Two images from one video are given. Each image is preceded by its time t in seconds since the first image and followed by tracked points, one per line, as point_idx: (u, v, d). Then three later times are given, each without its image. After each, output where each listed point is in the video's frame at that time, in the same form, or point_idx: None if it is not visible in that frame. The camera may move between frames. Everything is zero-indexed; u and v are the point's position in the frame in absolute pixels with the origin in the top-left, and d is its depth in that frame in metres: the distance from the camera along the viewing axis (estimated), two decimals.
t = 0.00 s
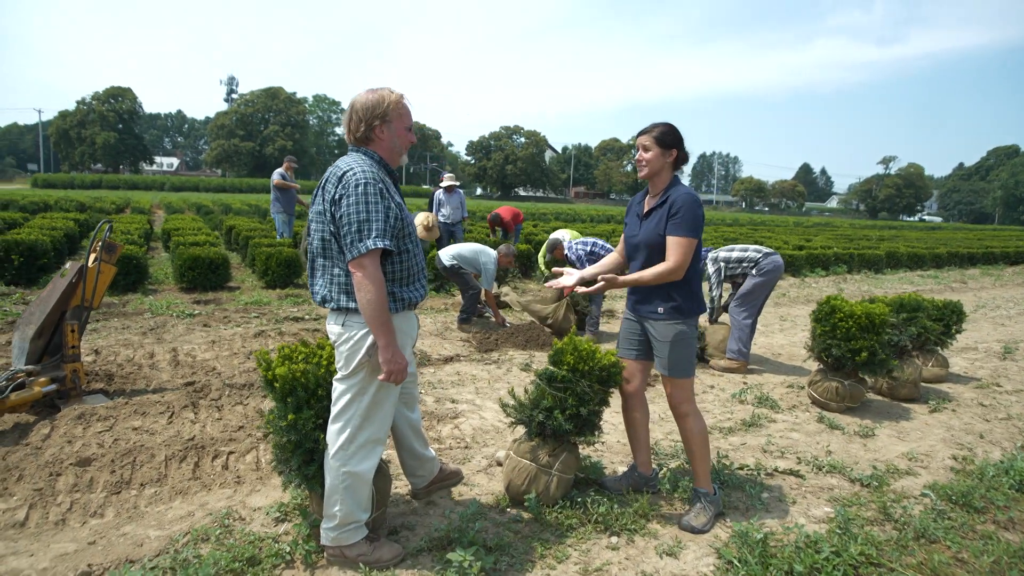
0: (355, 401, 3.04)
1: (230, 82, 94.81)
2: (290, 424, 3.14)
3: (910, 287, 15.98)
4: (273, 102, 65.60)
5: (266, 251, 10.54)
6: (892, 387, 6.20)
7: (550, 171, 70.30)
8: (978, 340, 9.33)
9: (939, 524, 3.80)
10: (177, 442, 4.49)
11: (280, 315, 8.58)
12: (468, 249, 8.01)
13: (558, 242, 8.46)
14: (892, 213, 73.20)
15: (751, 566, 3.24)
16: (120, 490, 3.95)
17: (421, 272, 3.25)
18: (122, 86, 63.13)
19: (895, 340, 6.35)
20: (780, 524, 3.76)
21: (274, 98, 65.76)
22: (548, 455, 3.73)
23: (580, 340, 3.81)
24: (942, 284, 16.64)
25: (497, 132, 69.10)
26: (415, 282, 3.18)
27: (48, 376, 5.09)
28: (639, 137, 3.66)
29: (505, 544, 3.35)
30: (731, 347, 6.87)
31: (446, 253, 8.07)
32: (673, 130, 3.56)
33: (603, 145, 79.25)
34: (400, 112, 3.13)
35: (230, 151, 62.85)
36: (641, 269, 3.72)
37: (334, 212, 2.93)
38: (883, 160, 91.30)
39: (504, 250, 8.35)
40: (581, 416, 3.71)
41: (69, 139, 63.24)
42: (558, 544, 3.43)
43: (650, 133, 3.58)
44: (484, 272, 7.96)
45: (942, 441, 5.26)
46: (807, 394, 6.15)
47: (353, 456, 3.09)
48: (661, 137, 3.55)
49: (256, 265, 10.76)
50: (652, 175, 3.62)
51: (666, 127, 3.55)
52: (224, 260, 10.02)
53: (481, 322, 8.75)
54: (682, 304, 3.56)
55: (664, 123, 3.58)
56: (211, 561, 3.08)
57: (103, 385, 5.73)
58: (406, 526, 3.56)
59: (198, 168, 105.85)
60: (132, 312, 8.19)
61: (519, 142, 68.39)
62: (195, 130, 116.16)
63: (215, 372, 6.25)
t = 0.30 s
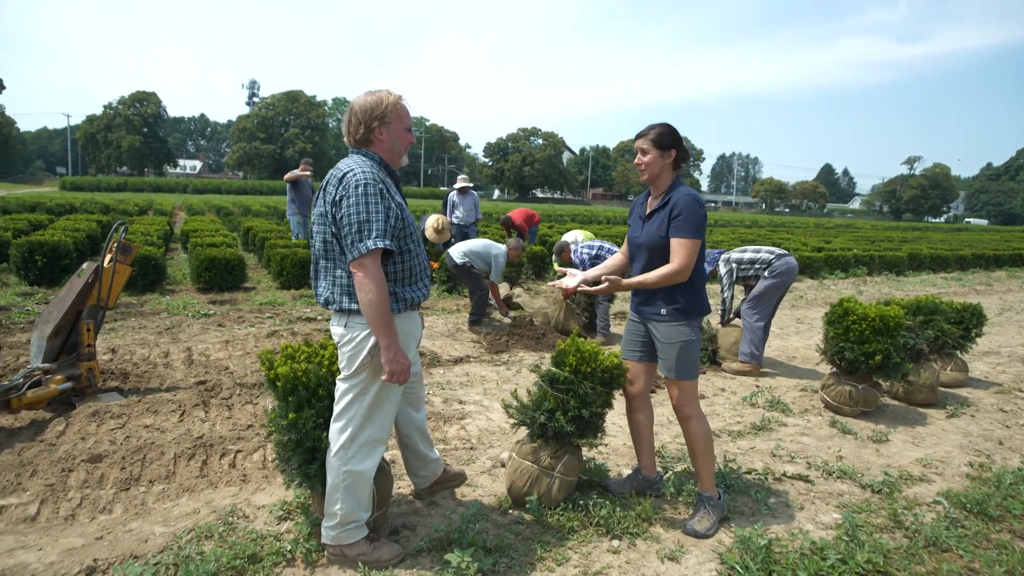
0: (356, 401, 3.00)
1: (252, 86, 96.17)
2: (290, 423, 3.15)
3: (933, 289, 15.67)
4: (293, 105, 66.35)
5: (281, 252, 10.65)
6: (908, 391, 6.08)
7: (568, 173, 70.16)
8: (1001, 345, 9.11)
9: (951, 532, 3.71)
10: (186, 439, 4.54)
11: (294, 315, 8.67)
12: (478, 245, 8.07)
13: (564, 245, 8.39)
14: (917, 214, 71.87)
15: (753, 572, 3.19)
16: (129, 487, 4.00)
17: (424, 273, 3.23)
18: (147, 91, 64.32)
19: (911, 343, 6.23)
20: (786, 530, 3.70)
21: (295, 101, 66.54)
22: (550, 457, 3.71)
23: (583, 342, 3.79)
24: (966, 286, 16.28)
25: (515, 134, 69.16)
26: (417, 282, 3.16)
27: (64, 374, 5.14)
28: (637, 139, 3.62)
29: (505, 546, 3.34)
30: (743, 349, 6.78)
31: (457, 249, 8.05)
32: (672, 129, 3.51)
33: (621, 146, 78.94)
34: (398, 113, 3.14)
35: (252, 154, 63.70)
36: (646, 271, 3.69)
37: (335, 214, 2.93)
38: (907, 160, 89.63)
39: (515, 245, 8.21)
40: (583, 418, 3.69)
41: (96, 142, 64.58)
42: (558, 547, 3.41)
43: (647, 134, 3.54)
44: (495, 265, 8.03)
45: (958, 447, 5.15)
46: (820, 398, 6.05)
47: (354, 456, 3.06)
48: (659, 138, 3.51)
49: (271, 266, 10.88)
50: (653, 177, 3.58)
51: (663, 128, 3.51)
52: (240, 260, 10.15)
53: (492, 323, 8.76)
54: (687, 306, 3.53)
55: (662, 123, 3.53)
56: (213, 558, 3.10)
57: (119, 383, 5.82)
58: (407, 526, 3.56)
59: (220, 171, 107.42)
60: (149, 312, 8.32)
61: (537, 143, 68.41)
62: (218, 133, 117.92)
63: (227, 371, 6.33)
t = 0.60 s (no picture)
0: (357, 400, 3.02)
1: (274, 89, 97.42)
2: (293, 422, 3.17)
3: (957, 291, 15.34)
4: (315, 107, 67.06)
5: (298, 253, 10.77)
6: (926, 395, 5.96)
7: (587, 173, 69.93)
8: None
9: (966, 540, 3.63)
10: (197, 437, 4.58)
11: (308, 315, 8.75)
12: (489, 237, 8.21)
13: (576, 245, 8.41)
14: (944, 215, 70.44)
15: None
16: (141, 483, 4.03)
17: (425, 272, 3.24)
18: (172, 94, 65.44)
19: (929, 346, 6.11)
20: (794, 536, 3.65)
21: (316, 103, 67.26)
22: (554, 458, 3.70)
23: (587, 343, 3.77)
24: (992, 288, 15.92)
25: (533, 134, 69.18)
26: (418, 282, 3.17)
27: (82, 371, 5.20)
28: (638, 144, 3.58)
29: (507, 547, 3.33)
30: (756, 351, 6.70)
31: (469, 245, 8.12)
32: (672, 131, 3.48)
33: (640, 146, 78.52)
34: (400, 114, 3.15)
35: (273, 155, 64.50)
36: (654, 272, 3.66)
37: (336, 214, 2.95)
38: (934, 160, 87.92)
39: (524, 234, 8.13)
40: (587, 420, 3.67)
41: (123, 145, 65.93)
42: (561, 549, 3.39)
43: (649, 139, 3.51)
44: (506, 255, 8.13)
45: (977, 453, 5.03)
46: (835, 402, 5.96)
47: (355, 455, 3.07)
48: (661, 141, 3.47)
49: (288, 267, 11.00)
50: (659, 179, 3.55)
51: (662, 131, 3.48)
52: (257, 261, 10.27)
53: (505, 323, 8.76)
54: (695, 307, 3.49)
55: (662, 125, 3.50)
56: (218, 554, 3.14)
57: (135, 380, 5.92)
58: (410, 526, 3.57)
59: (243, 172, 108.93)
60: (167, 311, 8.46)
61: (555, 144, 68.34)
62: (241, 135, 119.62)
63: (241, 370, 6.41)
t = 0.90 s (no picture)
0: (355, 398, 3.03)
1: (290, 87, 98.29)
2: (292, 419, 3.19)
3: (972, 297, 15.14)
4: (329, 106, 67.51)
5: (308, 250, 10.84)
6: (935, 402, 5.88)
7: (600, 174, 69.75)
8: None
9: (970, 550, 3.58)
10: (202, 432, 4.62)
11: (316, 313, 8.80)
12: (498, 229, 8.23)
13: (588, 244, 8.37)
14: (962, 219, 69.55)
15: None
16: (144, 477, 4.07)
17: (424, 272, 3.25)
18: (189, 92, 66.11)
19: (939, 352, 6.03)
20: (794, 542, 3.61)
21: (331, 102, 67.72)
22: (553, 459, 3.69)
23: (588, 344, 3.76)
24: (1009, 294, 15.67)
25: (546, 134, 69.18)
26: (417, 281, 3.17)
27: (90, 366, 5.25)
28: (644, 144, 3.57)
29: (503, 547, 3.32)
30: (763, 355, 6.65)
31: (481, 241, 8.13)
32: (677, 132, 3.46)
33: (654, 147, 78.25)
34: (402, 114, 3.17)
35: (288, 154, 65.00)
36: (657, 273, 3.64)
37: (335, 213, 2.97)
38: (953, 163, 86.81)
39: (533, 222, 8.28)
40: (587, 422, 3.66)
41: (140, 142, 66.73)
42: (558, 550, 3.38)
43: (654, 140, 3.49)
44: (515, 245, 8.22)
45: (985, 461, 4.96)
46: (842, 407, 5.90)
47: (352, 452, 3.08)
48: (666, 143, 3.46)
49: (297, 264, 11.07)
50: (665, 180, 3.53)
51: (668, 132, 3.46)
52: (267, 258, 10.35)
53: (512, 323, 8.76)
54: (697, 310, 3.47)
55: (668, 126, 3.48)
56: (216, 549, 3.16)
57: (143, 375, 5.99)
58: (408, 525, 3.58)
59: (258, 170, 109.86)
60: (177, 307, 8.55)
61: (568, 144, 68.28)
62: (257, 133, 120.62)
63: (247, 366, 6.46)
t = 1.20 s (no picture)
0: (354, 401, 3.00)
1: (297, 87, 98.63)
2: (290, 421, 3.17)
3: (981, 300, 15.00)
4: (337, 106, 67.74)
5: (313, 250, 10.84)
6: (943, 407, 5.80)
7: (607, 175, 69.62)
8: None
9: (978, 559, 3.51)
10: (203, 433, 4.60)
11: (320, 313, 8.79)
12: (508, 225, 8.19)
13: (597, 242, 8.30)
14: (971, 222, 69.04)
15: None
16: (144, 478, 4.06)
17: (424, 273, 3.21)
18: (197, 92, 66.45)
19: (947, 357, 5.95)
20: (799, 549, 3.56)
21: (338, 103, 67.98)
22: (554, 463, 3.65)
23: (591, 347, 3.72)
24: (1018, 297, 15.52)
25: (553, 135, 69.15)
26: (417, 282, 3.14)
27: (93, 365, 5.25)
28: (672, 137, 3.56)
29: (503, 552, 3.29)
30: (769, 358, 6.59)
31: (491, 241, 8.08)
32: (710, 131, 3.44)
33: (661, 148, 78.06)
34: (413, 122, 3.15)
35: (295, 153, 65.24)
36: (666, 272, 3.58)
37: (334, 214, 2.94)
38: (963, 165, 86.19)
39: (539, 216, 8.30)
40: (588, 426, 3.62)
41: (149, 141, 67.11)
42: (559, 556, 3.35)
43: (683, 133, 3.48)
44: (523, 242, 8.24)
45: (994, 468, 4.88)
46: (849, 412, 5.83)
47: (352, 456, 3.05)
48: (694, 137, 3.44)
49: (302, 264, 11.07)
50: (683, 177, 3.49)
51: (699, 128, 3.43)
52: (272, 258, 10.35)
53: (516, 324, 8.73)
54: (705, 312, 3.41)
55: (700, 123, 3.46)
56: (213, 552, 3.14)
57: (146, 375, 5.98)
58: (408, 529, 3.55)
59: (266, 170, 110.32)
60: (182, 306, 8.56)
61: (575, 145, 68.21)
62: (264, 133, 121.07)
63: (250, 366, 6.45)
